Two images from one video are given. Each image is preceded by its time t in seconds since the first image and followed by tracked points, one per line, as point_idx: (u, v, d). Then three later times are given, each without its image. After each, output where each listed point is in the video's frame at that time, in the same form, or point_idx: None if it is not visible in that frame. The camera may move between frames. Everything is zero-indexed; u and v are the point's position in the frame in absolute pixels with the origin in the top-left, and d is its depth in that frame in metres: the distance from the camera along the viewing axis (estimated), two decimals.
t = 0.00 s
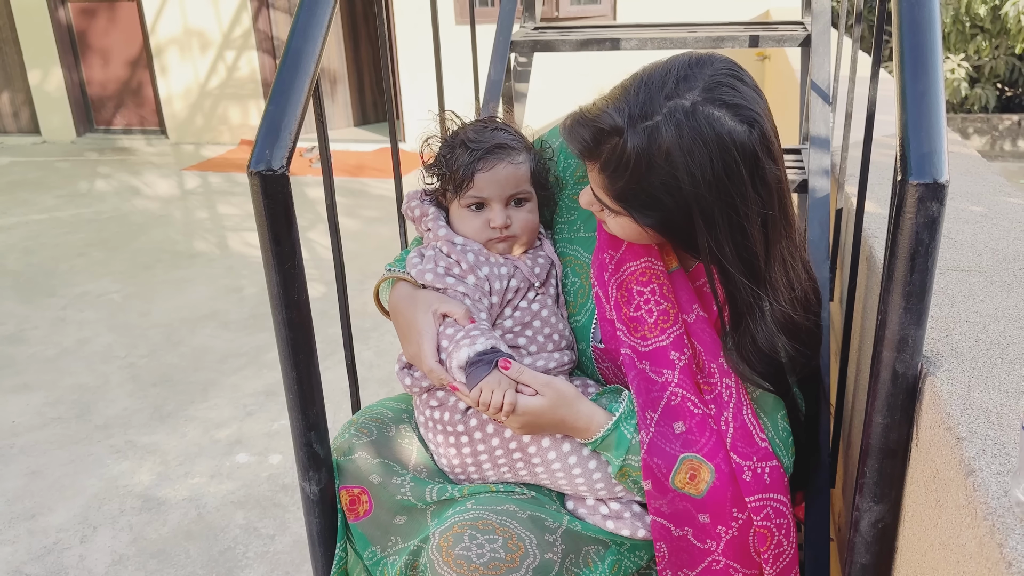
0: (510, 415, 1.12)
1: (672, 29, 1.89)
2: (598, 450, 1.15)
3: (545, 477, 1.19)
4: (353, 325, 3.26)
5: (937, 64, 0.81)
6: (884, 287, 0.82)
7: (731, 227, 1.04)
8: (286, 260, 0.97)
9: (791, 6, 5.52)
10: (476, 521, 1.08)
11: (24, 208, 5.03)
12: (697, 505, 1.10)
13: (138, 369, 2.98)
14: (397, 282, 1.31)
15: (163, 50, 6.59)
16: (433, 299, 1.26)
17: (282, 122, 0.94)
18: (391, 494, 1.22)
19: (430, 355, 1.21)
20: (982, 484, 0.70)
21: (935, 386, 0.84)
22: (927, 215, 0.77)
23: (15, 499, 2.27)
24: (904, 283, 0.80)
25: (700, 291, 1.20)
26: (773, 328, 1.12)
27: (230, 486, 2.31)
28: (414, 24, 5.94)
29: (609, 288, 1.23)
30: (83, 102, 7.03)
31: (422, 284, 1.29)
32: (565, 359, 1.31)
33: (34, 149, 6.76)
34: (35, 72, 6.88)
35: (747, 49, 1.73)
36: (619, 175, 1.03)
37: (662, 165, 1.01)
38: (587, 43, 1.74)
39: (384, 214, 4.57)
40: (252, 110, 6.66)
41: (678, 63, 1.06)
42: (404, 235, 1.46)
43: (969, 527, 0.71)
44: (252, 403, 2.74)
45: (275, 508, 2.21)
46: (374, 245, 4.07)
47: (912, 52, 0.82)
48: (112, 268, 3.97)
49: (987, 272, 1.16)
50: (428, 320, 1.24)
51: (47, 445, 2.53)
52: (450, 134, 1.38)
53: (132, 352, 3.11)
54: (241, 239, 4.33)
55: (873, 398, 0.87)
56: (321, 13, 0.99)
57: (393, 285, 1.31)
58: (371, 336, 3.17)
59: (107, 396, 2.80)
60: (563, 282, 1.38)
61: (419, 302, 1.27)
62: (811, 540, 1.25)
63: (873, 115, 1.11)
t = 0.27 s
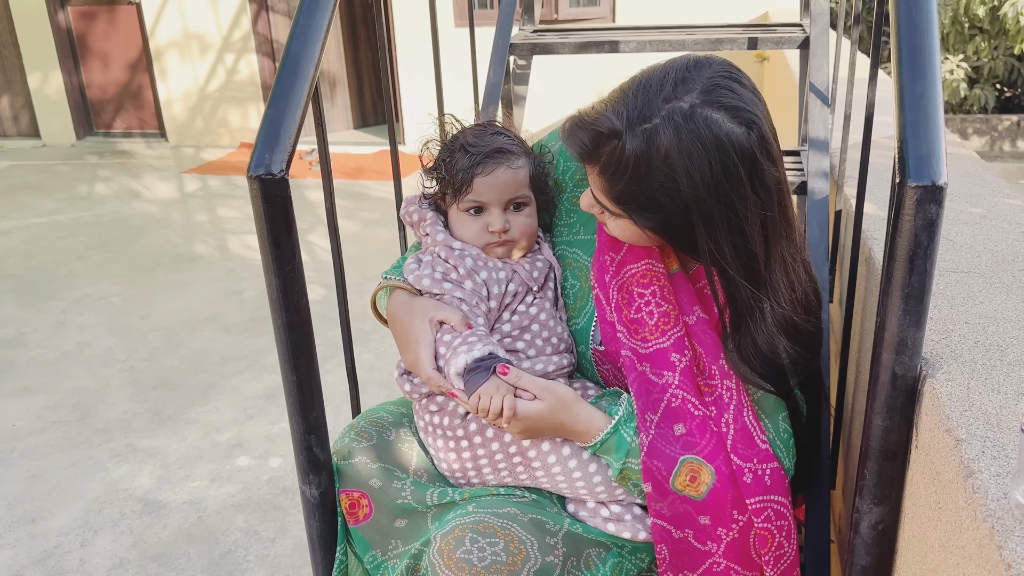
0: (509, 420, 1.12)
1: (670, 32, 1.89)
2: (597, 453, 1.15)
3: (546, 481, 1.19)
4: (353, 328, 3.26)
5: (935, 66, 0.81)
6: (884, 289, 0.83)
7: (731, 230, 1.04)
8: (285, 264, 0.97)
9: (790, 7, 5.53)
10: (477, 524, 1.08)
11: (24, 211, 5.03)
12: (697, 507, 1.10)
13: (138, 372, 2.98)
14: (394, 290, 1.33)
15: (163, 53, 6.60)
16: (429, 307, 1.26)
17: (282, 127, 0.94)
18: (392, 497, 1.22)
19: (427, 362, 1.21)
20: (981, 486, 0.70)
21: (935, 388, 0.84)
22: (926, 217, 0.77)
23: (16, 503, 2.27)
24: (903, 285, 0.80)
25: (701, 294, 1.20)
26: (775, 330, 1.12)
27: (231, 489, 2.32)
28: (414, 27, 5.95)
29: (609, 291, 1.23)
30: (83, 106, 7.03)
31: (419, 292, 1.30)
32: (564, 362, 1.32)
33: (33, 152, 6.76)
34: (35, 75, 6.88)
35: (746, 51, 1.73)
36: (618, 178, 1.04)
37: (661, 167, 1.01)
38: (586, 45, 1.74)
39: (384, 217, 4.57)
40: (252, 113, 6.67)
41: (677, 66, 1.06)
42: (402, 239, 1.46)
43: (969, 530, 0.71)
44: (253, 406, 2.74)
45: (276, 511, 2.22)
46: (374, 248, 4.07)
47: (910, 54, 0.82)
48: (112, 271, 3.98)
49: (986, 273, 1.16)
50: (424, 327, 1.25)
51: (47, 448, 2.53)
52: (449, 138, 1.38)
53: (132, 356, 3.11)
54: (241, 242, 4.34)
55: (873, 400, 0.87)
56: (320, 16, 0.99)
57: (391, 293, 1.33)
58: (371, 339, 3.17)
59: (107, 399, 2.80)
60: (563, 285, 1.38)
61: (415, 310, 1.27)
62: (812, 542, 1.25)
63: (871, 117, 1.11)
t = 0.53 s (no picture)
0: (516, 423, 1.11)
1: (668, 36, 1.89)
2: (600, 455, 1.15)
3: (546, 486, 1.18)
4: (352, 332, 3.26)
5: (930, 71, 0.82)
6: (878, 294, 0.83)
7: (715, 236, 1.04)
8: (283, 271, 0.97)
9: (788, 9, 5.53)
10: (477, 529, 1.08)
11: (23, 216, 5.03)
12: (697, 505, 1.09)
13: (138, 377, 2.98)
14: (399, 293, 1.32)
15: (162, 58, 6.61)
16: (438, 309, 1.26)
17: (278, 134, 0.94)
18: (391, 503, 1.22)
19: (436, 363, 1.21)
20: (977, 492, 0.71)
21: (932, 394, 0.84)
22: (921, 223, 0.77)
23: (15, 508, 2.27)
24: (899, 290, 0.80)
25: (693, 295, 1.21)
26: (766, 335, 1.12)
27: (230, 494, 2.31)
28: (413, 31, 5.95)
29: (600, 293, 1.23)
30: (82, 110, 7.04)
31: (426, 295, 1.29)
32: (565, 368, 1.32)
33: (33, 157, 6.77)
34: (34, 80, 6.89)
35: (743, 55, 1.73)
36: (603, 182, 1.04)
37: (645, 172, 1.01)
38: (583, 49, 1.74)
39: (383, 220, 4.57)
40: (251, 116, 6.68)
41: (662, 71, 1.07)
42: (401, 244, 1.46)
43: (965, 535, 0.71)
44: (252, 411, 2.74)
45: (276, 516, 2.21)
46: (373, 251, 4.08)
47: (906, 59, 0.82)
48: (112, 276, 3.98)
49: (983, 278, 1.16)
50: (433, 331, 1.25)
51: (47, 453, 2.53)
52: (452, 144, 1.38)
53: (132, 360, 3.11)
54: (240, 246, 4.34)
55: (868, 405, 0.88)
56: (317, 23, 0.99)
57: (396, 296, 1.32)
58: (370, 343, 3.17)
59: (106, 404, 2.80)
60: (560, 291, 1.37)
61: (424, 313, 1.27)
62: (810, 545, 1.25)
63: (868, 121, 1.11)
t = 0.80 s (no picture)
0: (514, 422, 1.11)
1: (667, 38, 1.89)
2: (600, 457, 1.15)
3: (546, 487, 1.18)
4: (352, 334, 3.26)
5: (930, 72, 0.82)
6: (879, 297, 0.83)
7: (719, 239, 1.04)
8: (282, 273, 0.97)
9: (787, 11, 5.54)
10: (478, 532, 1.07)
11: (23, 219, 5.03)
12: (698, 507, 1.09)
13: (138, 380, 2.98)
14: (394, 295, 1.32)
15: (162, 61, 6.62)
16: (431, 311, 1.26)
17: (277, 137, 0.94)
18: (391, 505, 1.22)
19: (432, 363, 1.21)
20: (978, 494, 0.70)
21: (932, 396, 0.84)
22: (921, 224, 0.77)
23: (15, 512, 2.27)
24: (899, 292, 0.80)
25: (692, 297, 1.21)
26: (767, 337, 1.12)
27: (230, 497, 2.31)
28: (412, 34, 5.96)
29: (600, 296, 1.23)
30: (82, 114, 7.04)
31: (420, 297, 1.30)
32: (564, 368, 1.32)
33: (33, 161, 6.77)
34: (34, 84, 6.89)
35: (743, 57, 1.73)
36: (606, 187, 1.04)
37: (648, 177, 1.01)
38: (583, 51, 1.74)
39: (383, 223, 4.58)
40: (251, 119, 6.68)
41: (663, 75, 1.06)
42: (398, 247, 1.46)
43: (966, 537, 0.71)
44: (252, 414, 2.74)
45: (276, 519, 2.21)
46: (373, 254, 4.08)
47: (905, 61, 0.82)
48: (112, 279, 3.98)
49: (982, 279, 1.16)
50: (428, 332, 1.24)
51: (47, 457, 2.52)
52: (443, 147, 1.38)
53: (131, 364, 3.11)
54: (240, 249, 4.34)
55: (870, 408, 0.87)
56: (316, 25, 0.99)
57: (391, 299, 1.31)
58: (370, 345, 3.17)
59: (106, 408, 2.79)
60: (558, 291, 1.38)
61: (418, 315, 1.27)
62: (809, 548, 1.25)
63: (867, 122, 1.11)
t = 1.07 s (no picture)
0: (517, 422, 1.11)
1: (668, 40, 1.90)
2: (602, 458, 1.15)
3: (549, 489, 1.18)
4: (353, 337, 3.26)
5: (930, 73, 0.82)
6: (880, 297, 0.83)
7: (723, 240, 1.04)
8: (284, 275, 0.97)
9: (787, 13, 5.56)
10: (480, 533, 1.07)
11: (24, 222, 5.04)
12: (701, 509, 1.09)
13: (139, 383, 2.98)
14: (398, 296, 1.32)
15: (162, 64, 6.63)
16: (435, 311, 1.26)
17: (279, 139, 0.94)
18: (393, 508, 1.22)
19: (435, 364, 1.21)
20: (980, 494, 0.71)
21: (933, 396, 0.84)
22: (922, 225, 0.77)
23: (16, 515, 2.27)
24: (900, 293, 0.80)
25: (694, 298, 1.21)
26: (770, 338, 1.12)
27: (231, 500, 2.31)
28: (412, 36, 5.97)
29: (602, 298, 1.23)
30: (83, 117, 7.05)
31: (423, 297, 1.29)
32: (566, 369, 1.32)
33: (33, 164, 6.77)
34: (34, 86, 6.90)
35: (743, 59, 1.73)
36: (611, 190, 1.04)
37: (653, 179, 1.01)
38: (583, 53, 1.75)
39: (383, 225, 4.58)
40: (251, 122, 6.69)
41: (667, 76, 1.07)
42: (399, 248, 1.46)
43: (968, 538, 0.71)
44: (253, 416, 2.74)
45: (277, 521, 2.21)
46: (373, 256, 4.08)
47: (906, 62, 0.82)
48: (112, 282, 3.98)
49: (982, 279, 1.16)
50: (431, 333, 1.24)
51: (48, 460, 2.53)
52: (444, 149, 1.38)
53: (132, 366, 3.11)
54: (241, 252, 4.34)
55: (871, 408, 0.88)
56: (317, 28, 0.99)
57: (393, 300, 1.31)
58: (371, 347, 3.17)
59: (107, 411, 2.80)
60: (559, 293, 1.38)
61: (422, 316, 1.27)
62: (811, 548, 1.25)
63: (867, 123, 1.11)
